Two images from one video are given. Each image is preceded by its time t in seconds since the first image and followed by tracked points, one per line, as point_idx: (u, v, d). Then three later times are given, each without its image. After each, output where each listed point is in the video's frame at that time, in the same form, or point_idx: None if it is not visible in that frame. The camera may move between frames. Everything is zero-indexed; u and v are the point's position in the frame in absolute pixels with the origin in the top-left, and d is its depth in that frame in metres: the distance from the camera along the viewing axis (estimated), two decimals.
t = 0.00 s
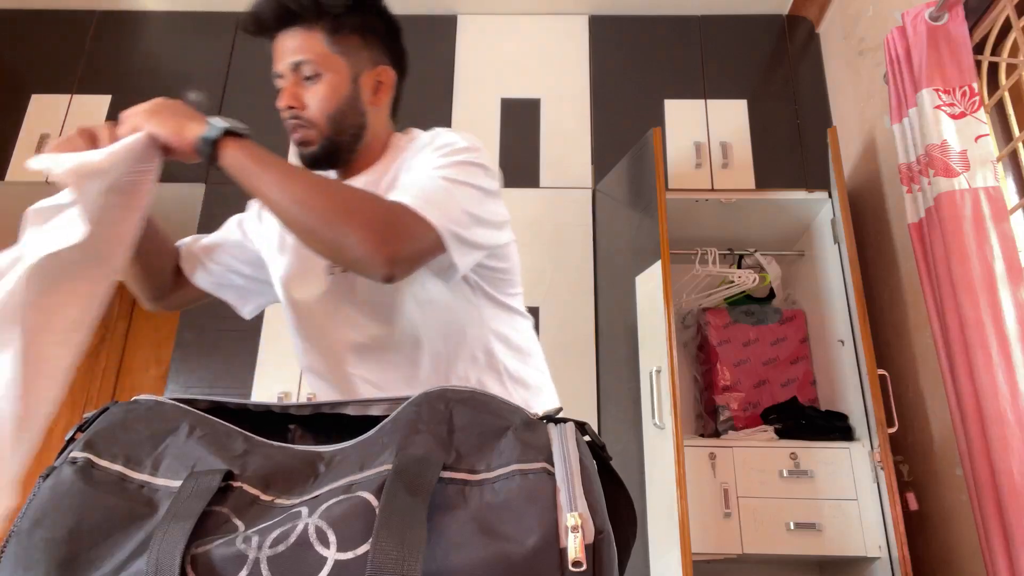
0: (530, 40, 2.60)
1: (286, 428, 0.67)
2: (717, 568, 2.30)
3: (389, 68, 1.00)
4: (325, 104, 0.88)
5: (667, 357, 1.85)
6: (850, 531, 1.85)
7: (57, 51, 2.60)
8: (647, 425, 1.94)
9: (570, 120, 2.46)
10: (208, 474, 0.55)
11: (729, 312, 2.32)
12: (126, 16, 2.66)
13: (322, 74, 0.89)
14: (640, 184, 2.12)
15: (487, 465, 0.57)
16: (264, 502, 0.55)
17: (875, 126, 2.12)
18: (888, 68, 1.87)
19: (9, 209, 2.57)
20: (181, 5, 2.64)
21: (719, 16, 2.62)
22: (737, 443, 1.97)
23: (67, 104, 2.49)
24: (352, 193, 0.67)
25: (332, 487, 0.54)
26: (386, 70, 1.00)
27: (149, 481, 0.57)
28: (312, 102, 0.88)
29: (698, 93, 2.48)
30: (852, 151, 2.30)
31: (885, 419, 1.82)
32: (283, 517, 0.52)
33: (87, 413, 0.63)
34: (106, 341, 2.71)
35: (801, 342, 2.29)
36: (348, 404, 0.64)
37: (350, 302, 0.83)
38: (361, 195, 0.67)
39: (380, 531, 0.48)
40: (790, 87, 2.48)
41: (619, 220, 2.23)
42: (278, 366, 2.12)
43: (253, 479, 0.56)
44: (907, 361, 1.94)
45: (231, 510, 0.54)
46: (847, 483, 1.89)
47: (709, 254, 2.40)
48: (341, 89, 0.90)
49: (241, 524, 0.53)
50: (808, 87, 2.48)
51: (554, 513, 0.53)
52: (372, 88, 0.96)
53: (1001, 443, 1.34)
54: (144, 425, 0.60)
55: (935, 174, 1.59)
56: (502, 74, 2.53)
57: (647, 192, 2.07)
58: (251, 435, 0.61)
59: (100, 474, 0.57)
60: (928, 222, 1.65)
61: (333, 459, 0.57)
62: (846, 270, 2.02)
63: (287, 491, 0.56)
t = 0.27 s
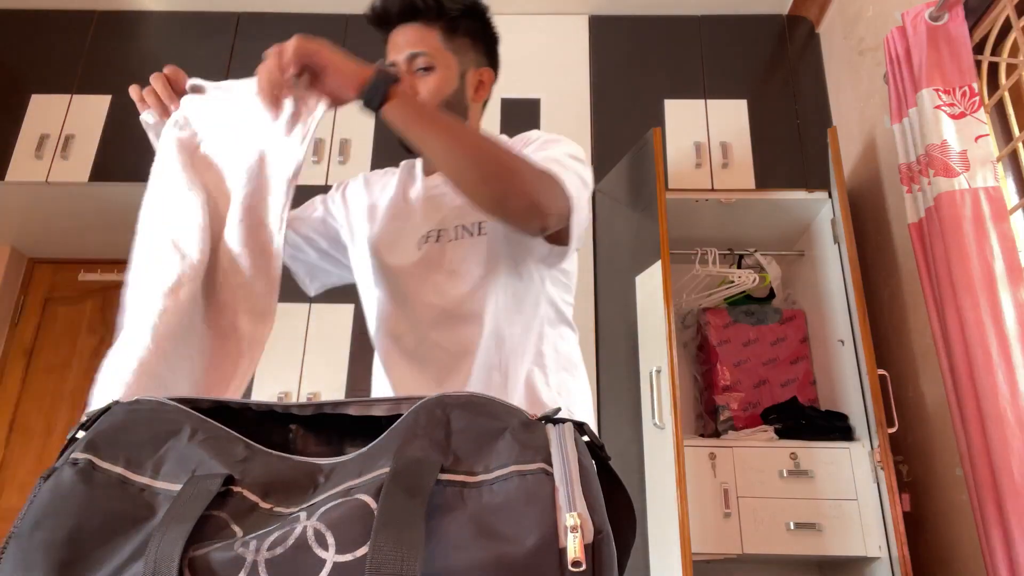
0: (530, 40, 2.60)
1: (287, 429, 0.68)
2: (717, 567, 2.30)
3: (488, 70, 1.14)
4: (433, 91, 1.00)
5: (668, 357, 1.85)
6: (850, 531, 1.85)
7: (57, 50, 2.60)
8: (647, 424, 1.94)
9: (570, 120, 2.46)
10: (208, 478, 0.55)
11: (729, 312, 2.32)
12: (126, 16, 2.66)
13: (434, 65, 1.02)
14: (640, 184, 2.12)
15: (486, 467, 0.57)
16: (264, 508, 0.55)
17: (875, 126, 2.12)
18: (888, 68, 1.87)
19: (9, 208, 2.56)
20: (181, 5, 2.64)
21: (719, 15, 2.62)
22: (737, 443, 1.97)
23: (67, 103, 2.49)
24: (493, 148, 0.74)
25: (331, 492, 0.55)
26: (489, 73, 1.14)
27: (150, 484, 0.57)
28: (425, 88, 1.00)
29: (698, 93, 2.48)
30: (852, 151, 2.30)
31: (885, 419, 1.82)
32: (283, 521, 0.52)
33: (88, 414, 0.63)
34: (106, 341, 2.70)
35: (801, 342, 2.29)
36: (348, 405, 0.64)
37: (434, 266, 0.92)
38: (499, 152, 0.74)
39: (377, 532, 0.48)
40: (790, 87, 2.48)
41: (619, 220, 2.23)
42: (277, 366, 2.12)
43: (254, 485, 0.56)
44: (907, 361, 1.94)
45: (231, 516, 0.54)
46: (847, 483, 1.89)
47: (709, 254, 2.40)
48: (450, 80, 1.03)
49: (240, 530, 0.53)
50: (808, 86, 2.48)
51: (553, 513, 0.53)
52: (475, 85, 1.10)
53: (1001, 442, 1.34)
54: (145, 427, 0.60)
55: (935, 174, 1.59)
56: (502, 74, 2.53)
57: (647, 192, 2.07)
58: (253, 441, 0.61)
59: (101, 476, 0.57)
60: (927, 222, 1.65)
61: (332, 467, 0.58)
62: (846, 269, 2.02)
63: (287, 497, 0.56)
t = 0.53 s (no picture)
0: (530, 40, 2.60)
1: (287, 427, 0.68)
2: (717, 567, 2.30)
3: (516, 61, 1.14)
4: (470, 80, 0.96)
5: (667, 357, 1.85)
6: (850, 531, 1.85)
7: (57, 50, 2.60)
8: (647, 424, 1.94)
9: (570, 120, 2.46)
10: (208, 477, 0.55)
11: (729, 312, 2.32)
12: (126, 16, 2.66)
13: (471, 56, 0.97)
14: (640, 184, 2.12)
15: (486, 466, 0.57)
16: (264, 508, 0.55)
17: (875, 126, 2.12)
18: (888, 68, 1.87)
19: (9, 209, 2.56)
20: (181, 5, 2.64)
21: (719, 15, 2.62)
22: (737, 443, 1.97)
23: (67, 103, 2.49)
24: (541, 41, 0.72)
25: (331, 492, 0.55)
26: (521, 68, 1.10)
27: (150, 484, 0.57)
28: (462, 78, 0.96)
29: (698, 93, 2.48)
30: (853, 151, 2.30)
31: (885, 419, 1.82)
32: (283, 521, 0.52)
33: (87, 413, 0.63)
34: (106, 341, 2.70)
35: (801, 342, 2.29)
36: (348, 404, 0.64)
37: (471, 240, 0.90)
38: (546, 45, 0.71)
39: (378, 532, 0.48)
40: (790, 87, 2.48)
41: (619, 219, 2.23)
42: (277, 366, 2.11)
43: (254, 484, 0.56)
44: (907, 361, 1.94)
45: (231, 515, 0.54)
46: (847, 483, 1.89)
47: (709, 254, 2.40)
48: (487, 72, 0.98)
49: (240, 529, 0.53)
50: (808, 86, 2.48)
51: (553, 513, 0.53)
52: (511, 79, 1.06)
53: (1001, 442, 1.34)
54: (145, 426, 0.60)
55: (935, 174, 1.59)
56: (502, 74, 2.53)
57: (647, 192, 2.07)
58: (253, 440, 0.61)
59: (100, 476, 0.57)
60: (928, 222, 1.65)
61: (332, 466, 0.58)
62: (846, 269, 2.02)
63: (287, 497, 0.56)
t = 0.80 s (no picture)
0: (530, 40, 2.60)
1: (286, 427, 0.68)
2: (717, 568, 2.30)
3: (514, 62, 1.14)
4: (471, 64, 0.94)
5: (667, 357, 1.85)
6: (850, 531, 1.85)
7: (57, 50, 2.60)
8: (647, 424, 1.94)
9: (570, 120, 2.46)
10: (208, 477, 0.55)
11: (729, 312, 2.32)
12: (125, 16, 2.66)
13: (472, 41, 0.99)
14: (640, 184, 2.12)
15: (486, 466, 0.57)
16: (264, 509, 0.55)
17: (875, 126, 2.12)
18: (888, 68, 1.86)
19: (9, 209, 2.56)
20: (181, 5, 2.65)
21: (719, 15, 2.62)
22: (737, 443, 1.97)
23: (67, 104, 2.49)
24: (593, 47, 0.67)
25: (331, 493, 0.55)
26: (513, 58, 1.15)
27: (150, 483, 0.57)
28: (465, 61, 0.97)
29: (698, 93, 2.48)
30: (852, 151, 2.30)
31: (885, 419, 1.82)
32: (282, 521, 0.52)
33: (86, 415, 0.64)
34: (106, 341, 2.70)
35: (801, 342, 2.29)
36: (349, 404, 0.65)
37: (494, 239, 0.92)
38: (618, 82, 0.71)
39: (378, 531, 0.48)
40: (790, 87, 2.48)
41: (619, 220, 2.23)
42: (277, 366, 2.11)
43: (253, 484, 0.57)
44: (908, 361, 1.94)
45: (231, 515, 0.54)
46: (847, 483, 1.89)
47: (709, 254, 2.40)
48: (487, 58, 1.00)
49: (240, 529, 0.53)
50: (808, 86, 2.48)
51: (553, 512, 0.53)
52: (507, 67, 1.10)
53: (1001, 443, 1.34)
54: (146, 426, 0.61)
55: (935, 173, 1.59)
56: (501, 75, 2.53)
57: (647, 192, 2.07)
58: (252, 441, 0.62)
59: (100, 476, 0.57)
60: (928, 222, 1.65)
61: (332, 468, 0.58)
62: (846, 270, 2.02)
63: (286, 498, 0.56)
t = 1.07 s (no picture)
0: (530, 40, 2.60)
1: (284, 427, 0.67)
2: (717, 567, 2.30)
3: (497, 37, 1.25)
4: (448, 51, 1.06)
5: (667, 357, 1.85)
6: (850, 531, 1.85)
7: (58, 50, 2.60)
8: (647, 424, 1.94)
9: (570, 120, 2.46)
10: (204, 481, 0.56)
11: (729, 312, 2.31)
12: (125, 16, 2.66)
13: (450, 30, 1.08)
14: (640, 185, 2.12)
15: (486, 467, 0.57)
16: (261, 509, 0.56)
17: (874, 126, 2.12)
18: (888, 68, 1.87)
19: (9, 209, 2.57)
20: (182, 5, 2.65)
21: (719, 15, 2.62)
22: (737, 443, 1.97)
23: (67, 103, 2.49)
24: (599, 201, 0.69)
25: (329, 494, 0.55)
26: (494, 45, 1.23)
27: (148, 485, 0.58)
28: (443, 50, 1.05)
29: (698, 93, 2.48)
30: (852, 151, 2.30)
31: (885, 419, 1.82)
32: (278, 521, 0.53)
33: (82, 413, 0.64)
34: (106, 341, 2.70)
35: (801, 342, 2.29)
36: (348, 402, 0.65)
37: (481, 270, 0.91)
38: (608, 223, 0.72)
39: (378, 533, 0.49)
40: (790, 87, 2.48)
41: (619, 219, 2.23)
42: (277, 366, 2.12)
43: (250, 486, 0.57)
44: (908, 361, 1.94)
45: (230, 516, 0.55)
46: (847, 483, 1.89)
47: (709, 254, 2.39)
48: (465, 47, 1.08)
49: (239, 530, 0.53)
50: (808, 86, 2.48)
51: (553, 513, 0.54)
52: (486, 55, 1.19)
53: (1001, 443, 1.34)
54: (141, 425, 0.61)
55: (935, 173, 1.59)
56: (502, 75, 2.53)
57: (647, 192, 2.07)
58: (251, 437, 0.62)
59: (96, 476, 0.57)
60: (928, 221, 1.65)
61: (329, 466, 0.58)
62: (846, 270, 2.02)
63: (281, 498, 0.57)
